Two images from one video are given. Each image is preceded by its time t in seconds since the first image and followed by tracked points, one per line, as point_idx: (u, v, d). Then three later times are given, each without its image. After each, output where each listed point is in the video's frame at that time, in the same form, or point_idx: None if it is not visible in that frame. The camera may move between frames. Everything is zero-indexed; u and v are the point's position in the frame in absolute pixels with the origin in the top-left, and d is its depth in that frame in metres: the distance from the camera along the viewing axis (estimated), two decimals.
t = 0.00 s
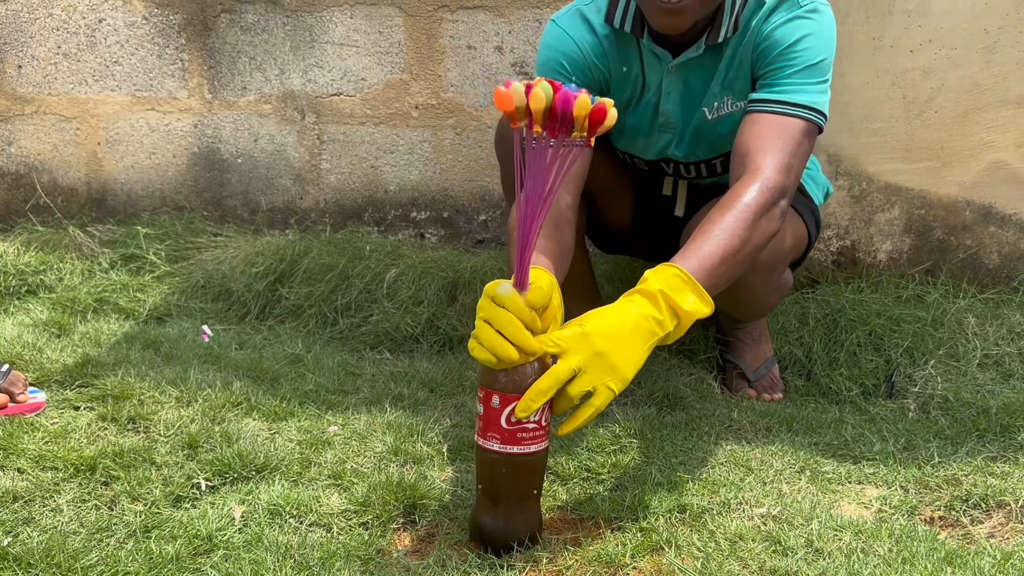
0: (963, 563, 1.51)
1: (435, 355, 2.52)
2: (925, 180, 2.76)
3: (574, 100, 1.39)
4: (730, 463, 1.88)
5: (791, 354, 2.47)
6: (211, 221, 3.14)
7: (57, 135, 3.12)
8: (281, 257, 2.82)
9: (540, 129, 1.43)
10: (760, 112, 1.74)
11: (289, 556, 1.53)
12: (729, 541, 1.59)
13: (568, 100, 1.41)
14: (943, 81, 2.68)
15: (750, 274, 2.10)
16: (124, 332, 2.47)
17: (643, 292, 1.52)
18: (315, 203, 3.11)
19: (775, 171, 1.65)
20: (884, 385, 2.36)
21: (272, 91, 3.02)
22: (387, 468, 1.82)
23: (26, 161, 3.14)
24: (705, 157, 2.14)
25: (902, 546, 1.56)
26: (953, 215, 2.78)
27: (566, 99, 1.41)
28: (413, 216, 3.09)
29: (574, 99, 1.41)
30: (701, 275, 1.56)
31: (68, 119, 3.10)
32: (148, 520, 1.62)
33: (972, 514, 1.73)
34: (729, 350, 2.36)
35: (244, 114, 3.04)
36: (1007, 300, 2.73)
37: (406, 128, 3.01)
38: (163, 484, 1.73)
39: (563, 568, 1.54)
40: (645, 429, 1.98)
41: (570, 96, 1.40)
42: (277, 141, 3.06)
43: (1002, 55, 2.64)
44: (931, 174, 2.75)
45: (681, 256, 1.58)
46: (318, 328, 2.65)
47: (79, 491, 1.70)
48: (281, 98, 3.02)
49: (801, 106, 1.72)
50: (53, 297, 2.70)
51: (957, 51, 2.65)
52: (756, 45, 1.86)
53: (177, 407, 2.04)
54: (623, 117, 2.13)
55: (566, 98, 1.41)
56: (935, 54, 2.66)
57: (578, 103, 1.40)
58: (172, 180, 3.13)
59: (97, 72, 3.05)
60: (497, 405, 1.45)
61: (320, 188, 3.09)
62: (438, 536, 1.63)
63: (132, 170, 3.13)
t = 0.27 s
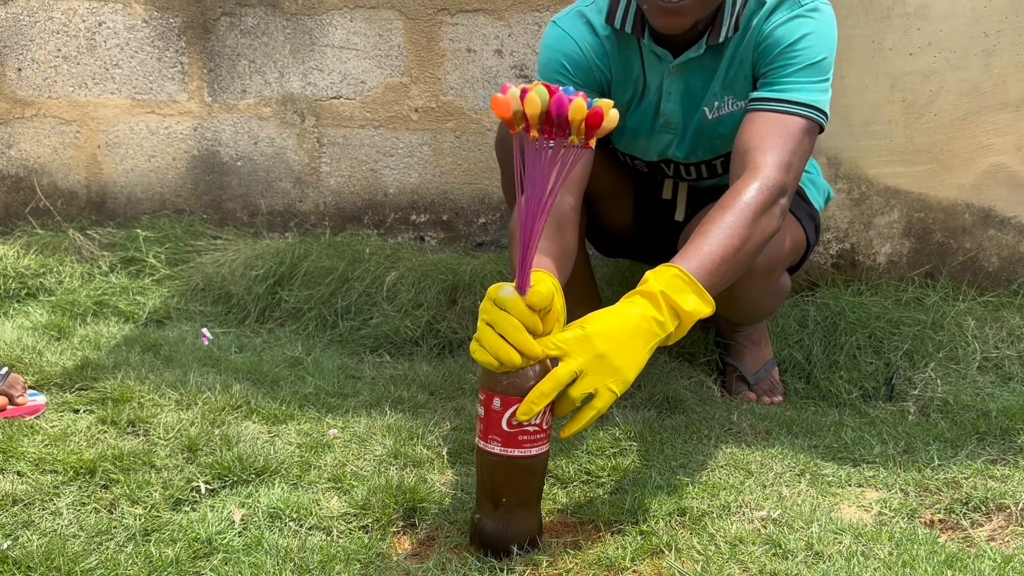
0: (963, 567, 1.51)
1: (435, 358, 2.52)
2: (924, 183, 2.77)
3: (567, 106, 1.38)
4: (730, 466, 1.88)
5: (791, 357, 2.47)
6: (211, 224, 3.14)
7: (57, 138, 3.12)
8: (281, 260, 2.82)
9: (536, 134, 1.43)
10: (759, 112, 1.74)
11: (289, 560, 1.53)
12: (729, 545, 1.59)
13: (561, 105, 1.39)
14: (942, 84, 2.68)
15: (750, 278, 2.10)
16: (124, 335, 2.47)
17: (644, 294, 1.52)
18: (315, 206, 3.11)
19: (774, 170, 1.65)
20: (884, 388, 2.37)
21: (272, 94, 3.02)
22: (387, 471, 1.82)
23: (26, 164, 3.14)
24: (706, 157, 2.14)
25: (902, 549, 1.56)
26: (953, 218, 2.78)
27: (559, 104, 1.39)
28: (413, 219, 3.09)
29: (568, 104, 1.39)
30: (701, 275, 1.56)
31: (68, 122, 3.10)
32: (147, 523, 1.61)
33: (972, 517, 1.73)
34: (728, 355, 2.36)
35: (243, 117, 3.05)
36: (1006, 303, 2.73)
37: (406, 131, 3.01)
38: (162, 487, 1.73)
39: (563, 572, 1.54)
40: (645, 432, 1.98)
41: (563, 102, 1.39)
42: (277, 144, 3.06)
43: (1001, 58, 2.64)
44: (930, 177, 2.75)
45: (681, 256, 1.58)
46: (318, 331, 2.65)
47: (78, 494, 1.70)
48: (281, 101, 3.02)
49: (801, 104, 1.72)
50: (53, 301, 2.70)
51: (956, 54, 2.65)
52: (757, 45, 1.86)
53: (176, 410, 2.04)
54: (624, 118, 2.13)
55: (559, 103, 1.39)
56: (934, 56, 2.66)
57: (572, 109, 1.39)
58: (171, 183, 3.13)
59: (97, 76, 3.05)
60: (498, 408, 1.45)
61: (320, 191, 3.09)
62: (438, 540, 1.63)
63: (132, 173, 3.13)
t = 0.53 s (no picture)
0: (963, 569, 1.51)
1: (435, 361, 2.52)
2: (924, 185, 2.77)
3: (559, 104, 1.39)
4: (730, 468, 1.88)
5: (791, 359, 2.47)
6: (211, 226, 3.14)
7: (57, 141, 3.12)
8: (280, 262, 2.82)
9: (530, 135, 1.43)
10: (759, 113, 1.74)
11: (289, 563, 1.53)
12: (729, 547, 1.59)
13: (553, 104, 1.40)
14: (942, 86, 2.68)
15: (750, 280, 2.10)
16: (123, 338, 2.47)
17: (644, 296, 1.52)
18: (315, 208, 3.11)
19: (774, 171, 1.65)
20: (884, 390, 2.37)
21: (272, 97, 3.02)
22: (387, 474, 1.82)
23: (26, 167, 3.15)
24: (706, 159, 2.14)
25: (903, 552, 1.56)
26: (952, 220, 2.78)
27: (551, 103, 1.40)
28: (413, 221, 3.09)
29: (559, 102, 1.40)
30: (702, 276, 1.56)
31: (68, 124, 3.10)
32: (147, 526, 1.61)
33: (972, 520, 1.73)
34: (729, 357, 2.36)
35: (243, 120, 3.05)
36: (1006, 306, 2.73)
37: (406, 134, 3.01)
38: (162, 489, 1.73)
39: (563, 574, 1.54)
40: (645, 434, 1.98)
41: (554, 101, 1.40)
42: (277, 147, 3.06)
43: (1000, 61, 2.64)
44: (930, 179, 2.75)
45: (681, 257, 1.58)
46: (317, 333, 2.65)
47: (78, 497, 1.70)
48: (281, 104, 3.02)
49: (801, 105, 1.72)
50: (53, 303, 2.70)
51: (955, 57, 2.65)
52: (757, 46, 1.87)
53: (176, 412, 2.04)
54: (625, 120, 2.13)
55: (550, 102, 1.40)
56: (933, 59, 2.66)
57: (564, 106, 1.39)
58: (171, 185, 3.13)
59: (97, 78, 3.05)
60: (498, 409, 1.45)
61: (320, 193, 3.10)
62: (438, 542, 1.63)
63: (132, 175, 3.13)
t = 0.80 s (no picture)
0: (964, 571, 1.51)
1: (435, 362, 2.52)
2: (924, 187, 2.77)
3: (564, 107, 1.39)
4: (730, 470, 1.88)
5: (791, 360, 2.47)
6: (210, 228, 3.14)
7: (57, 142, 3.12)
8: (280, 263, 2.82)
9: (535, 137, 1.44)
10: (760, 114, 1.74)
11: (289, 565, 1.53)
12: (729, 549, 1.59)
13: (558, 106, 1.40)
14: (942, 88, 2.68)
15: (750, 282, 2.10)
16: (123, 339, 2.47)
17: (645, 297, 1.52)
18: (315, 210, 3.11)
19: (774, 172, 1.65)
20: (884, 392, 2.37)
21: (272, 98, 3.02)
22: (387, 475, 1.82)
23: (26, 168, 3.15)
24: (707, 161, 2.14)
25: (903, 553, 1.56)
26: (952, 222, 2.78)
27: (556, 105, 1.41)
28: (413, 222, 3.09)
29: (565, 105, 1.41)
30: (703, 277, 1.56)
31: (68, 126, 3.10)
32: (147, 528, 1.61)
33: (972, 521, 1.73)
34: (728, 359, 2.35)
35: (243, 121, 3.05)
36: (1006, 307, 2.73)
37: (406, 135, 3.01)
38: (162, 491, 1.73)
39: None
40: (645, 436, 1.98)
41: (560, 103, 1.40)
42: (277, 148, 3.06)
43: (1000, 63, 2.64)
44: (930, 181, 2.75)
45: (682, 258, 1.58)
46: (317, 335, 2.65)
47: (78, 499, 1.70)
48: (281, 105, 3.02)
49: (801, 106, 1.72)
50: (52, 304, 2.70)
51: (955, 59, 2.66)
52: (758, 48, 1.87)
53: (176, 414, 2.04)
54: (626, 122, 2.13)
55: (556, 104, 1.41)
56: (933, 61, 2.66)
57: (569, 109, 1.40)
58: (171, 187, 3.13)
59: (96, 80, 3.05)
60: (500, 410, 1.46)
61: (320, 195, 3.10)
62: (438, 544, 1.63)
63: (132, 177, 3.13)
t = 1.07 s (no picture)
0: (964, 572, 1.51)
1: (435, 363, 2.52)
2: (924, 188, 2.77)
3: (569, 110, 1.39)
4: (730, 471, 1.88)
5: (791, 361, 2.47)
6: (210, 229, 3.14)
7: (57, 144, 3.12)
8: (280, 265, 2.82)
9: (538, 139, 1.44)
10: (760, 114, 1.74)
11: (288, 566, 1.53)
12: (730, 551, 1.59)
13: (563, 110, 1.41)
14: (942, 89, 2.68)
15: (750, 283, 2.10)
16: (123, 341, 2.47)
17: (645, 298, 1.53)
18: (315, 211, 3.11)
19: (774, 172, 1.65)
20: (883, 393, 2.37)
21: (272, 100, 3.02)
22: (387, 477, 1.82)
23: (26, 169, 3.15)
24: (707, 161, 2.14)
25: (903, 555, 1.56)
26: (952, 223, 2.78)
27: (560, 108, 1.41)
28: (412, 223, 3.09)
29: (569, 108, 1.41)
30: (703, 277, 1.56)
31: (68, 127, 3.10)
32: (147, 529, 1.61)
33: (972, 523, 1.73)
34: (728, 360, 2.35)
35: (243, 122, 3.05)
36: (1006, 308, 2.73)
37: (406, 136, 3.02)
38: (162, 493, 1.73)
39: None
40: (644, 437, 1.98)
41: (564, 106, 1.40)
42: (277, 149, 3.06)
43: (1000, 64, 2.64)
44: (930, 182, 2.75)
45: (682, 259, 1.58)
46: (317, 336, 2.65)
47: (78, 500, 1.70)
48: (281, 106, 3.02)
49: (801, 106, 1.72)
50: (52, 306, 2.70)
51: (955, 60, 2.66)
52: (758, 48, 1.87)
53: (176, 415, 2.04)
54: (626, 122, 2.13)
55: (560, 107, 1.41)
56: (933, 62, 2.67)
57: (573, 113, 1.40)
58: (171, 188, 3.13)
59: (96, 81, 3.05)
60: (500, 412, 1.46)
61: (319, 196, 3.10)
62: (437, 546, 1.63)
63: (132, 178, 3.13)
